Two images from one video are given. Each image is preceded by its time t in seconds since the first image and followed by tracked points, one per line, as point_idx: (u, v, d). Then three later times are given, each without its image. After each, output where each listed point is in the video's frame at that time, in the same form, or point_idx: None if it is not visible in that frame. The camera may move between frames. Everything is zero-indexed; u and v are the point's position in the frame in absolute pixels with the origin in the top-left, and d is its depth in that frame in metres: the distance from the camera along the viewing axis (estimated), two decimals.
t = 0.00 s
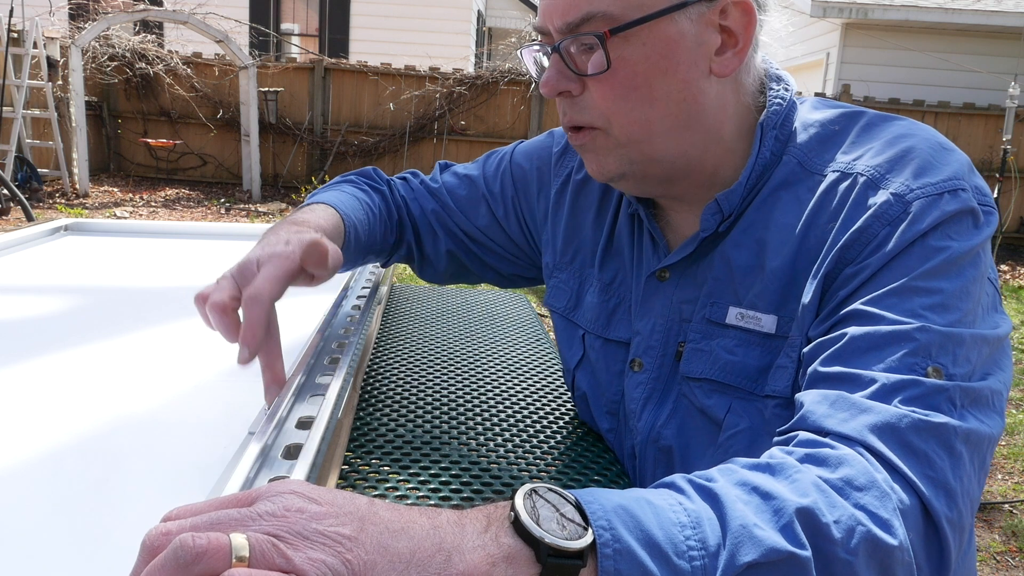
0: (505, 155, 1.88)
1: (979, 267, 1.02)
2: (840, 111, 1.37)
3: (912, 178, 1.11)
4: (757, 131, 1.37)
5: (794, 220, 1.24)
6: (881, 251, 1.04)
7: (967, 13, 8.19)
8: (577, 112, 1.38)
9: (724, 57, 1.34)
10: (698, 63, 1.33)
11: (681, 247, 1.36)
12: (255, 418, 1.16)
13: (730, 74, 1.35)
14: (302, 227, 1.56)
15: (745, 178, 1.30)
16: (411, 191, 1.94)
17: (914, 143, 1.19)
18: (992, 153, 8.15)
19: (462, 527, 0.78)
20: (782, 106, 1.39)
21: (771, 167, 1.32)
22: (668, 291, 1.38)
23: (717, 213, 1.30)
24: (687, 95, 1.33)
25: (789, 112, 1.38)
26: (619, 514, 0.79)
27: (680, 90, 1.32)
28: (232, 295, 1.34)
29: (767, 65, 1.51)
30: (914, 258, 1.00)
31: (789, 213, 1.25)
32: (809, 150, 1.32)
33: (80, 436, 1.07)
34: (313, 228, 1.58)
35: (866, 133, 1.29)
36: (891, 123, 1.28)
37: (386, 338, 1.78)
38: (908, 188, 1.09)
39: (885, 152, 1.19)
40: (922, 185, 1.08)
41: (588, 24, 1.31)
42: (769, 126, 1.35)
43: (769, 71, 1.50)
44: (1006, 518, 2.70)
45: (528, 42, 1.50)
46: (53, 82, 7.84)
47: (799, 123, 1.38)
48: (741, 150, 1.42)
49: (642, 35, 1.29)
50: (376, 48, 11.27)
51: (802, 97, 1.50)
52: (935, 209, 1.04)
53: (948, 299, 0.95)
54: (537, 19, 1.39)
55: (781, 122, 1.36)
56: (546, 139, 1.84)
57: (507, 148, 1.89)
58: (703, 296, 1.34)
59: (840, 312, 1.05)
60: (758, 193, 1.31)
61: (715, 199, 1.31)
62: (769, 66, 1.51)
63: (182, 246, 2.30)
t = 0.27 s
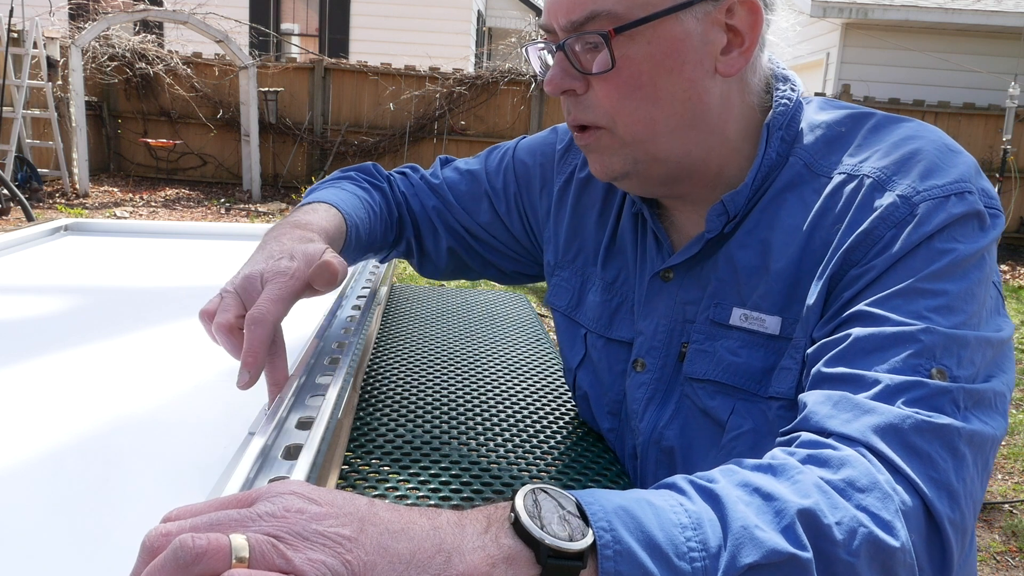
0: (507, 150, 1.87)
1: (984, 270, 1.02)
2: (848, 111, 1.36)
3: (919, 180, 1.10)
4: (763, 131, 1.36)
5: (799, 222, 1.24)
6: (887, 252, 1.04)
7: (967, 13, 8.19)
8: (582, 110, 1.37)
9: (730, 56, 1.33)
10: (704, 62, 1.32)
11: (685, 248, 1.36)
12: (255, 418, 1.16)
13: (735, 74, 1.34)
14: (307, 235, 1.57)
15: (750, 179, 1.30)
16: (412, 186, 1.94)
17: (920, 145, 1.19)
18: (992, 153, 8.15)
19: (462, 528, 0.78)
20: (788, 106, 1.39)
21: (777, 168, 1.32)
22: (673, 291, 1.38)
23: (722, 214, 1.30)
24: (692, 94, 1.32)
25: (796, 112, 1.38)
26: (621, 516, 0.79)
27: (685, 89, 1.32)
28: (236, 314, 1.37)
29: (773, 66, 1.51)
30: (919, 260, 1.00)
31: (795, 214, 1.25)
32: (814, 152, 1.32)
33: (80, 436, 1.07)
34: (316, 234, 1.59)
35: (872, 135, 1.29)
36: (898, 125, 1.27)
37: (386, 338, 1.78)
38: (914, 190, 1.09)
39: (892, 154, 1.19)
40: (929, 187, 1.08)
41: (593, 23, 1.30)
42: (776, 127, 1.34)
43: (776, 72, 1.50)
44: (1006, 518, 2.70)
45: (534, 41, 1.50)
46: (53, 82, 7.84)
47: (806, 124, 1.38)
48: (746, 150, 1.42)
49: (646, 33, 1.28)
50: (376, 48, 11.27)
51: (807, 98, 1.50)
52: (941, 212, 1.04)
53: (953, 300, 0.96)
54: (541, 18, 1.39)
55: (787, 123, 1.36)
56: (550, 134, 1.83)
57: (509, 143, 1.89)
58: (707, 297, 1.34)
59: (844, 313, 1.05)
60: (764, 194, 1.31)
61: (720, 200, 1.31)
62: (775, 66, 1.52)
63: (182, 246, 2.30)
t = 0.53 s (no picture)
0: (508, 156, 1.87)
1: (984, 273, 1.02)
2: (850, 112, 1.36)
3: (919, 183, 1.10)
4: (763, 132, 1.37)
5: (800, 224, 1.25)
6: (887, 255, 1.04)
7: (967, 13, 8.19)
8: (612, 108, 1.34)
9: (749, 51, 1.35)
10: (729, 56, 1.33)
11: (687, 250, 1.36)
12: (256, 416, 1.16)
13: (754, 68, 1.36)
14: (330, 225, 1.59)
15: (752, 182, 1.30)
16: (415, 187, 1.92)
17: (921, 147, 1.18)
18: (991, 153, 8.15)
19: (462, 529, 0.78)
20: (788, 106, 1.39)
21: (778, 170, 1.32)
22: (675, 292, 1.38)
23: (725, 217, 1.30)
24: (720, 88, 1.33)
25: (795, 113, 1.39)
26: (620, 518, 0.79)
27: (713, 84, 1.32)
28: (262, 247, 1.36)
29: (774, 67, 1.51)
30: (920, 263, 1.00)
31: (796, 216, 1.26)
32: (815, 153, 1.32)
33: (80, 436, 1.07)
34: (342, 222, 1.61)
35: (873, 137, 1.29)
36: (899, 126, 1.27)
37: (386, 338, 1.78)
38: (915, 193, 1.09)
39: (893, 156, 1.19)
40: (929, 190, 1.08)
41: (627, 15, 1.27)
42: (776, 128, 1.35)
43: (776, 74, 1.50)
44: (1006, 518, 2.70)
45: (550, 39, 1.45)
46: (53, 82, 7.84)
47: (806, 125, 1.38)
48: (749, 152, 1.42)
49: (680, 27, 1.27)
50: (376, 48, 11.27)
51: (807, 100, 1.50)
52: (941, 215, 1.04)
53: (953, 304, 0.96)
54: (560, 14, 1.35)
55: (788, 124, 1.36)
56: (550, 137, 1.84)
57: (511, 146, 1.89)
58: (708, 299, 1.34)
59: (844, 316, 1.06)
60: (765, 197, 1.31)
61: (723, 203, 1.31)
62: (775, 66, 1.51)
63: (181, 247, 2.30)
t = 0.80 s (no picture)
0: (501, 162, 1.88)
1: (978, 266, 1.01)
2: (839, 109, 1.36)
3: (909, 178, 1.10)
4: (752, 132, 1.38)
5: (793, 221, 1.25)
6: (879, 250, 1.04)
7: (967, 13, 8.19)
8: (670, 81, 1.34)
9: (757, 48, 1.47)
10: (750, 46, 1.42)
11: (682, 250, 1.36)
12: (256, 416, 1.16)
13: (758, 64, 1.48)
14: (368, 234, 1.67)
15: (743, 181, 1.30)
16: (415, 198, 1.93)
17: (910, 142, 1.18)
18: (992, 153, 8.14)
19: (462, 527, 0.78)
20: (774, 105, 1.41)
21: (767, 169, 1.32)
22: (668, 292, 1.38)
23: (718, 218, 1.30)
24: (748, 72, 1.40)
25: (781, 109, 1.40)
26: (620, 514, 0.79)
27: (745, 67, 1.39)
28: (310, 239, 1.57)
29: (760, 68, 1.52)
30: (912, 257, 1.00)
31: (787, 213, 1.26)
32: (805, 150, 1.32)
33: (80, 436, 1.07)
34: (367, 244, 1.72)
35: (862, 133, 1.29)
36: (887, 122, 1.28)
37: (386, 338, 1.78)
38: (904, 187, 1.09)
39: (883, 151, 1.19)
40: (918, 184, 1.08)
41: None
42: (764, 127, 1.36)
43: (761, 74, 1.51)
44: (1006, 518, 2.70)
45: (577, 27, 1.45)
46: (53, 82, 7.84)
47: (795, 121, 1.38)
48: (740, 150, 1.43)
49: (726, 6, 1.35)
50: (376, 48, 11.27)
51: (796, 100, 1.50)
52: (931, 209, 1.04)
53: (946, 297, 0.95)
54: None
55: (775, 121, 1.37)
56: (542, 143, 1.84)
57: (504, 153, 1.90)
58: (703, 298, 1.34)
59: (839, 312, 1.05)
60: (757, 195, 1.31)
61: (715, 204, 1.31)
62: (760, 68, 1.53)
63: (181, 246, 2.30)
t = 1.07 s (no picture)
0: (499, 165, 1.88)
1: (975, 266, 1.01)
2: (836, 110, 1.36)
3: (905, 177, 1.10)
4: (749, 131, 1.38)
5: (790, 221, 1.25)
6: (876, 251, 1.04)
7: (967, 13, 8.18)
8: (664, 82, 1.35)
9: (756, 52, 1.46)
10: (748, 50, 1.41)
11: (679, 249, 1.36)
12: (256, 417, 1.16)
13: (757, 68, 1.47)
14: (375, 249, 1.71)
15: (738, 180, 1.30)
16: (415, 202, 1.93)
17: (906, 142, 1.19)
18: (991, 153, 8.14)
19: (462, 527, 0.78)
20: (772, 105, 1.40)
21: (764, 168, 1.32)
22: (667, 292, 1.38)
23: (714, 216, 1.30)
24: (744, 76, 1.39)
25: (779, 110, 1.40)
26: (619, 514, 0.79)
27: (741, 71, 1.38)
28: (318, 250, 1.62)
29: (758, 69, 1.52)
30: (909, 257, 1.00)
31: (784, 213, 1.26)
32: (801, 150, 1.32)
33: (80, 436, 1.07)
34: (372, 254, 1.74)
35: (858, 133, 1.29)
36: (883, 121, 1.28)
37: (386, 338, 1.78)
38: (900, 187, 1.09)
39: (879, 151, 1.19)
40: (914, 184, 1.08)
41: None
42: (761, 127, 1.36)
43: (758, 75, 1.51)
44: (1006, 518, 2.70)
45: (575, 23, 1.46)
46: (53, 82, 7.84)
47: (791, 122, 1.39)
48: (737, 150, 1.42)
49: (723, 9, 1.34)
50: (376, 48, 11.27)
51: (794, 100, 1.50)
52: (927, 208, 1.04)
53: (943, 297, 0.96)
54: None
55: (772, 121, 1.37)
56: (540, 147, 1.84)
57: (503, 157, 1.90)
58: (701, 298, 1.34)
59: (836, 312, 1.06)
60: (753, 195, 1.31)
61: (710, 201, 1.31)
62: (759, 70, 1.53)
63: (181, 246, 2.30)
